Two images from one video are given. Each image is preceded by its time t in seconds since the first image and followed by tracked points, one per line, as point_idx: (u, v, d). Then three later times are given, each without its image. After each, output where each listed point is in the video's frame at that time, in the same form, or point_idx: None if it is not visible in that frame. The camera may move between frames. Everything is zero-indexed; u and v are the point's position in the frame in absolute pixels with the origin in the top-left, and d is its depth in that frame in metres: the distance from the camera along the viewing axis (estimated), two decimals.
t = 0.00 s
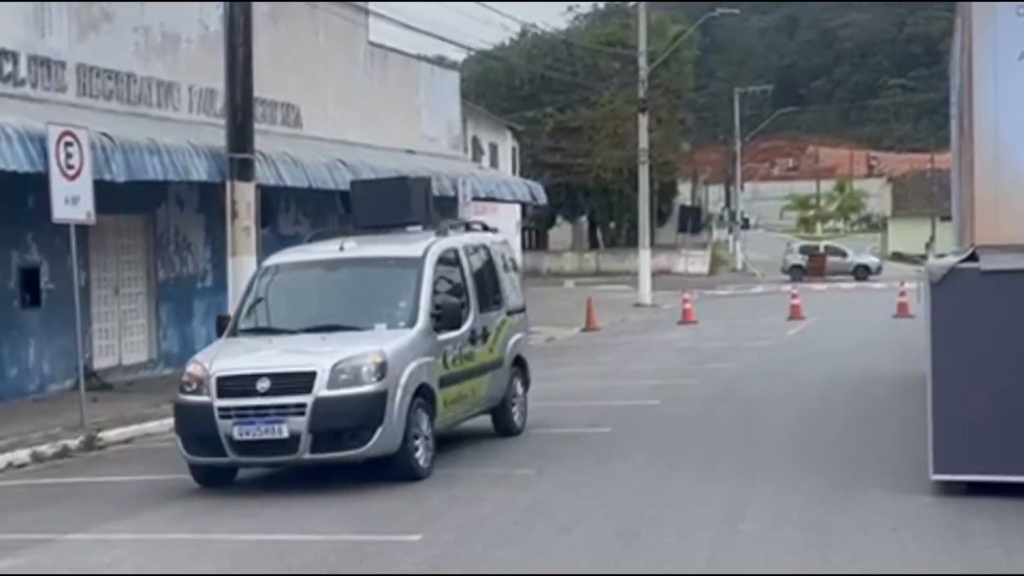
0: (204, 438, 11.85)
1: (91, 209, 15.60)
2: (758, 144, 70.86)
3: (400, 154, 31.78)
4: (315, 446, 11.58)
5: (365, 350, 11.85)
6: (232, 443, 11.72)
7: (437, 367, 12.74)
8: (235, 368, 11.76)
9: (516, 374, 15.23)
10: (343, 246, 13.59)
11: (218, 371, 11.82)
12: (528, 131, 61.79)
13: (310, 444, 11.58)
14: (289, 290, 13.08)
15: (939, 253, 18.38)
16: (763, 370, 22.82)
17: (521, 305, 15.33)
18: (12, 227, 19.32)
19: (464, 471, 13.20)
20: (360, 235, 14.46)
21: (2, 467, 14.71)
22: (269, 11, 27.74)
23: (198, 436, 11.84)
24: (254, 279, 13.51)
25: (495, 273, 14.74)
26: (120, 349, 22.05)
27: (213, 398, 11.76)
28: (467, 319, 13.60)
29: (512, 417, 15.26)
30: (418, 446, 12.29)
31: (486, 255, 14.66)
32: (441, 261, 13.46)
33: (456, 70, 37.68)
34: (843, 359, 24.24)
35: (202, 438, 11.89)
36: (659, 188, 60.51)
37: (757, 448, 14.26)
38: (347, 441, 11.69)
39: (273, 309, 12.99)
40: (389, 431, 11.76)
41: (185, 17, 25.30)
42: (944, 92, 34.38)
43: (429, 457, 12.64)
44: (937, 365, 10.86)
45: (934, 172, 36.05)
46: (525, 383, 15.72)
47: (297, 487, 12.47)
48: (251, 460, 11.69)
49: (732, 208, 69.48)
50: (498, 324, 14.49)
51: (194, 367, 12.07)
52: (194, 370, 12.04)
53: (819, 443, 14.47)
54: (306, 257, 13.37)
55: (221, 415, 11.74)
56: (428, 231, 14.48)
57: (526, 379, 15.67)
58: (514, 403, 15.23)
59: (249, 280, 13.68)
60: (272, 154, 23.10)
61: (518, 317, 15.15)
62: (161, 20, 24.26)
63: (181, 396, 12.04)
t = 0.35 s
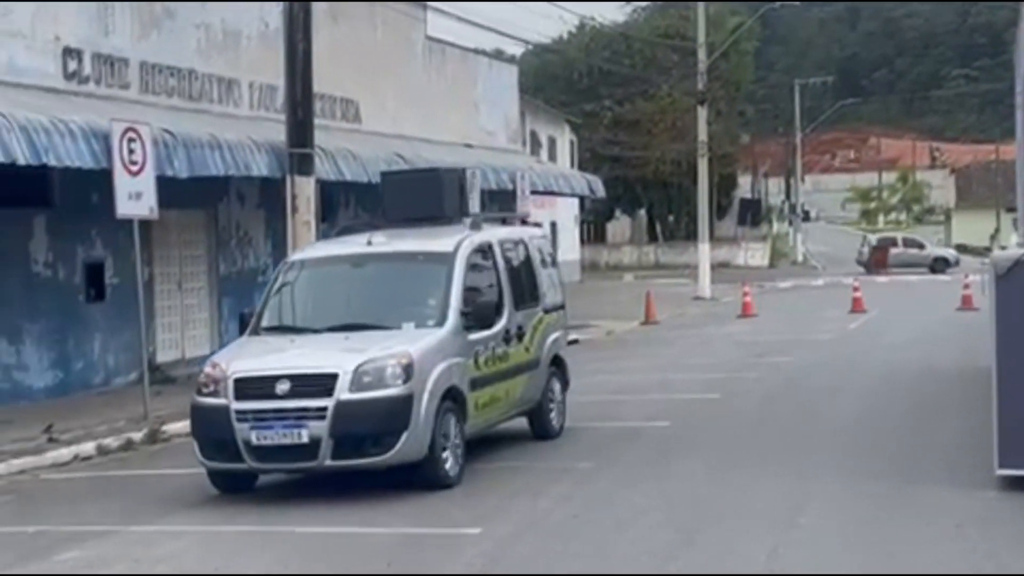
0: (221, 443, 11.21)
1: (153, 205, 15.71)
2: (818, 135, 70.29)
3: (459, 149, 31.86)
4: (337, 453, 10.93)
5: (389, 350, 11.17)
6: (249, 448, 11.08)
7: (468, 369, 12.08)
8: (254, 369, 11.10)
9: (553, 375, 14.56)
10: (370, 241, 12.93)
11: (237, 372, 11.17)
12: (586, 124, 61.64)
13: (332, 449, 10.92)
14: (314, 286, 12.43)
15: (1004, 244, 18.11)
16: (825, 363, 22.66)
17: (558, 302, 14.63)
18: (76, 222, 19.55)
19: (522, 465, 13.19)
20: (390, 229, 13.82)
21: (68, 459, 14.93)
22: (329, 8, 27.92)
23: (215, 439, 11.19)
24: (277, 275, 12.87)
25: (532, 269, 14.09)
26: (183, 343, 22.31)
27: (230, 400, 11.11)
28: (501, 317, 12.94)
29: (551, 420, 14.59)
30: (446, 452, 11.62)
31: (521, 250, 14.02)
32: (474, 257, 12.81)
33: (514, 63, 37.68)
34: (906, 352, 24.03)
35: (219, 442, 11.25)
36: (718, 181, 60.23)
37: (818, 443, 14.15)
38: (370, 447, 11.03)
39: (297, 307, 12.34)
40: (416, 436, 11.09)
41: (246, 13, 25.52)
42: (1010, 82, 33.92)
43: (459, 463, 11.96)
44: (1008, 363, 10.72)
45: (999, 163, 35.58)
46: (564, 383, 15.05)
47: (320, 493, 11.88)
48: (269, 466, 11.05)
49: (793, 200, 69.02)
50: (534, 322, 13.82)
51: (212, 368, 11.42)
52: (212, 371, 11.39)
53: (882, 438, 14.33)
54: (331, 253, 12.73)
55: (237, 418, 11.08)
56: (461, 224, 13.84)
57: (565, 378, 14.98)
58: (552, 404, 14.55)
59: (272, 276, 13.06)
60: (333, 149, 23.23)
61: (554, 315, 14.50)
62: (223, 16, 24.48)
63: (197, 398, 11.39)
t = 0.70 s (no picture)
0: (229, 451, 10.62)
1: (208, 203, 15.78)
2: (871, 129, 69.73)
3: (509, 145, 31.83)
4: (350, 462, 10.33)
5: (405, 354, 10.58)
6: (258, 458, 10.49)
7: (491, 373, 11.49)
8: (263, 373, 10.52)
9: (582, 378, 13.94)
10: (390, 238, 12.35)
11: (245, 377, 10.59)
12: (637, 120, 61.37)
13: (345, 458, 10.32)
14: (330, 284, 11.88)
15: None
16: (879, 359, 22.50)
17: (589, 303, 14.03)
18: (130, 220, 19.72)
19: (573, 461, 13.16)
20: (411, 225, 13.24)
21: (123, 455, 15.07)
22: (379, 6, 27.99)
23: (221, 447, 10.60)
24: (292, 273, 12.32)
25: (559, 267, 13.51)
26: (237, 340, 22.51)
27: (238, 407, 10.53)
28: (527, 318, 12.35)
29: (580, 425, 13.96)
30: (466, 462, 11.00)
31: (549, 247, 13.44)
32: (499, 255, 12.24)
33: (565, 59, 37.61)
34: (961, 347, 23.82)
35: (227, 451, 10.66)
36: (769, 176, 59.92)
37: (872, 439, 14.03)
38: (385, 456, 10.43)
39: (312, 306, 11.78)
40: (433, 445, 10.48)
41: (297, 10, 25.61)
42: None
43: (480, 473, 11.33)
44: None
45: None
46: (595, 387, 14.43)
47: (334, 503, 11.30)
48: (279, 476, 10.46)
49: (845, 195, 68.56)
50: (563, 324, 13.22)
51: (220, 371, 10.84)
52: (220, 375, 10.81)
53: (937, 434, 14.19)
54: (348, 251, 12.17)
55: (245, 426, 10.49)
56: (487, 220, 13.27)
57: (595, 382, 14.36)
58: (581, 409, 13.93)
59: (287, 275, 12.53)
60: (384, 146, 23.33)
61: (585, 315, 13.88)
62: (274, 14, 24.59)
63: (205, 403, 10.82)
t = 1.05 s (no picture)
0: (232, 463, 10.12)
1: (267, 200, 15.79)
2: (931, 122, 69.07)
3: (565, 142, 31.80)
4: (359, 474, 9.81)
5: (417, 360, 10.07)
6: (262, 470, 9.98)
7: (513, 380, 10.91)
8: (269, 381, 10.04)
9: (614, 384, 13.29)
10: (407, 238, 11.82)
11: (250, 385, 10.10)
12: (693, 116, 61.06)
13: (353, 471, 9.81)
14: (344, 287, 11.37)
15: None
16: (939, 355, 22.31)
17: (622, 303, 13.39)
18: (190, 219, 19.90)
19: (630, 459, 13.14)
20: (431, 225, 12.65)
21: (183, 452, 15.23)
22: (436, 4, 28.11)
23: (224, 459, 10.11)
24: (307, 275, 11.81)
25: (589, 266, 12.84)
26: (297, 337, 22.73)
27: (242, 416, 10.04)
28: (552, 322, 11.74)
29: (614, 433, 13.28)
30: (484, 474, 10.42)
31: (579, 246, 12.78)
32: (521, 255, 11.63)
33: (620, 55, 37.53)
34: None
35: (230, 463, 10.15)
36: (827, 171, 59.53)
37: (931, 437, 13.90)
38: (397, 467, 9.90)
39: (325, 309, 11.28)
40: (447, 456, 9.93)
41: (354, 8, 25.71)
42: None
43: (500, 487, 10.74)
44: None
45: None
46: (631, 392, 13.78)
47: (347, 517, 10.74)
48: (285, 489, 9.95)
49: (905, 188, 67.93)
50: (592, 327, 12.54)
51: (224, 379, 10.38)
52: (225, 382, 10.34)
53: (998, 432, 14.04)
54: (364, 252, 11.66)
55: (249, 436, 9.99)
56: (511, 218, 12.64)
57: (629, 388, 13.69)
58: (614, 417, 13.27)
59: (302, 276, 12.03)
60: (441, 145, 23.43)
61: (617, 317, 13.20)
62: (331, 13, 24.74)
63: (209, 413, 10.34)
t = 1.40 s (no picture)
0: (233, 474, 9.55)
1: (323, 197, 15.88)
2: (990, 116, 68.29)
3: (620, 139, 31.72)
4: (364, 488, 9.21)
5: (428, 366, 9.46)
6: (263, 482, 9.40)
7: (531, 387, 10.33)
8: (272, 388, 9.47)
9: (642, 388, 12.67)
10: (421, 238, 11.23)
11: (253, 392, 9.53)
12: (749, 112, 60.66)
13: (359, 485, 9.21)
14: (354, 289, 10.80)
15: None
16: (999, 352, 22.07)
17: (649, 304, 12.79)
18: (248, 217, 20.07)
19: (686, 457, 13.09)
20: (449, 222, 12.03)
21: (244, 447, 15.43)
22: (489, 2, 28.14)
23: (224, 470, 9.54)
24: (316, 277, 11.26)
25: (614, 265, 12.23)
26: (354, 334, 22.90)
27: (244, 425, 9.47)
28: (574, 324, 11.16)
29: (643, 440, 12.68)
30: (498, 488, 9.79)
31: (603, 244, 12.20)
32: (541, 254, 11.05)
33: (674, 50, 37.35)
34: None
35: (231, 475, 9.58)
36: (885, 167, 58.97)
37: (992, 435, 13.74)
38: (404, 482, 9.28)
39: (332, 311, 10.72)
40: (458, 470, 9.31)
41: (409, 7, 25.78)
42: None
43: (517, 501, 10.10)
44: None
45: None
46: (661, 398, 13.15)
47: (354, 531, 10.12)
48: (287, 503, 9.36)
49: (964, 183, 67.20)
50: (618, 330, 11.98)
51: (228, 384, 9.83)
52: (228, 388, 9.79)
53: None
54: (377, 253, 11.09)
55: (250, 447, 9.41)
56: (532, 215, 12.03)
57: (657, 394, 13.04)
58: (642, 423, 12.67)
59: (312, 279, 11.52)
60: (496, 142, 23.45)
61: (643, 319, 12.59)
62: (386, 12, 24.85)
63: (211, 421, 9.77)
